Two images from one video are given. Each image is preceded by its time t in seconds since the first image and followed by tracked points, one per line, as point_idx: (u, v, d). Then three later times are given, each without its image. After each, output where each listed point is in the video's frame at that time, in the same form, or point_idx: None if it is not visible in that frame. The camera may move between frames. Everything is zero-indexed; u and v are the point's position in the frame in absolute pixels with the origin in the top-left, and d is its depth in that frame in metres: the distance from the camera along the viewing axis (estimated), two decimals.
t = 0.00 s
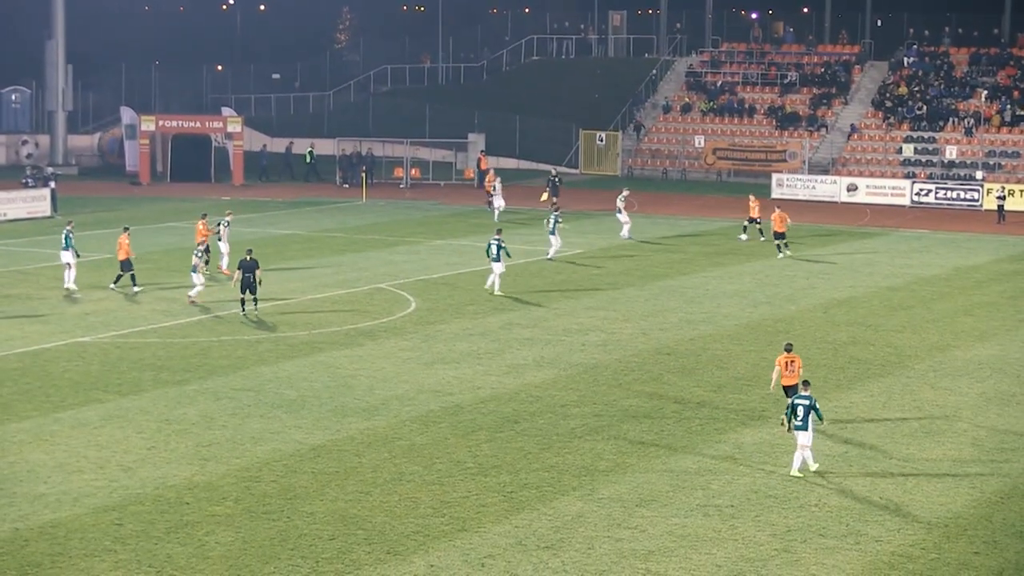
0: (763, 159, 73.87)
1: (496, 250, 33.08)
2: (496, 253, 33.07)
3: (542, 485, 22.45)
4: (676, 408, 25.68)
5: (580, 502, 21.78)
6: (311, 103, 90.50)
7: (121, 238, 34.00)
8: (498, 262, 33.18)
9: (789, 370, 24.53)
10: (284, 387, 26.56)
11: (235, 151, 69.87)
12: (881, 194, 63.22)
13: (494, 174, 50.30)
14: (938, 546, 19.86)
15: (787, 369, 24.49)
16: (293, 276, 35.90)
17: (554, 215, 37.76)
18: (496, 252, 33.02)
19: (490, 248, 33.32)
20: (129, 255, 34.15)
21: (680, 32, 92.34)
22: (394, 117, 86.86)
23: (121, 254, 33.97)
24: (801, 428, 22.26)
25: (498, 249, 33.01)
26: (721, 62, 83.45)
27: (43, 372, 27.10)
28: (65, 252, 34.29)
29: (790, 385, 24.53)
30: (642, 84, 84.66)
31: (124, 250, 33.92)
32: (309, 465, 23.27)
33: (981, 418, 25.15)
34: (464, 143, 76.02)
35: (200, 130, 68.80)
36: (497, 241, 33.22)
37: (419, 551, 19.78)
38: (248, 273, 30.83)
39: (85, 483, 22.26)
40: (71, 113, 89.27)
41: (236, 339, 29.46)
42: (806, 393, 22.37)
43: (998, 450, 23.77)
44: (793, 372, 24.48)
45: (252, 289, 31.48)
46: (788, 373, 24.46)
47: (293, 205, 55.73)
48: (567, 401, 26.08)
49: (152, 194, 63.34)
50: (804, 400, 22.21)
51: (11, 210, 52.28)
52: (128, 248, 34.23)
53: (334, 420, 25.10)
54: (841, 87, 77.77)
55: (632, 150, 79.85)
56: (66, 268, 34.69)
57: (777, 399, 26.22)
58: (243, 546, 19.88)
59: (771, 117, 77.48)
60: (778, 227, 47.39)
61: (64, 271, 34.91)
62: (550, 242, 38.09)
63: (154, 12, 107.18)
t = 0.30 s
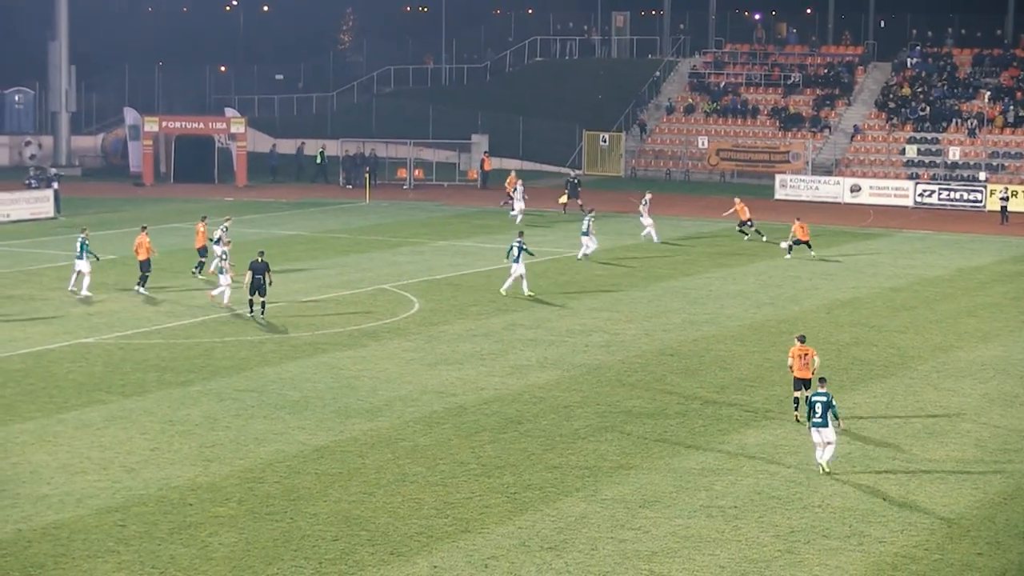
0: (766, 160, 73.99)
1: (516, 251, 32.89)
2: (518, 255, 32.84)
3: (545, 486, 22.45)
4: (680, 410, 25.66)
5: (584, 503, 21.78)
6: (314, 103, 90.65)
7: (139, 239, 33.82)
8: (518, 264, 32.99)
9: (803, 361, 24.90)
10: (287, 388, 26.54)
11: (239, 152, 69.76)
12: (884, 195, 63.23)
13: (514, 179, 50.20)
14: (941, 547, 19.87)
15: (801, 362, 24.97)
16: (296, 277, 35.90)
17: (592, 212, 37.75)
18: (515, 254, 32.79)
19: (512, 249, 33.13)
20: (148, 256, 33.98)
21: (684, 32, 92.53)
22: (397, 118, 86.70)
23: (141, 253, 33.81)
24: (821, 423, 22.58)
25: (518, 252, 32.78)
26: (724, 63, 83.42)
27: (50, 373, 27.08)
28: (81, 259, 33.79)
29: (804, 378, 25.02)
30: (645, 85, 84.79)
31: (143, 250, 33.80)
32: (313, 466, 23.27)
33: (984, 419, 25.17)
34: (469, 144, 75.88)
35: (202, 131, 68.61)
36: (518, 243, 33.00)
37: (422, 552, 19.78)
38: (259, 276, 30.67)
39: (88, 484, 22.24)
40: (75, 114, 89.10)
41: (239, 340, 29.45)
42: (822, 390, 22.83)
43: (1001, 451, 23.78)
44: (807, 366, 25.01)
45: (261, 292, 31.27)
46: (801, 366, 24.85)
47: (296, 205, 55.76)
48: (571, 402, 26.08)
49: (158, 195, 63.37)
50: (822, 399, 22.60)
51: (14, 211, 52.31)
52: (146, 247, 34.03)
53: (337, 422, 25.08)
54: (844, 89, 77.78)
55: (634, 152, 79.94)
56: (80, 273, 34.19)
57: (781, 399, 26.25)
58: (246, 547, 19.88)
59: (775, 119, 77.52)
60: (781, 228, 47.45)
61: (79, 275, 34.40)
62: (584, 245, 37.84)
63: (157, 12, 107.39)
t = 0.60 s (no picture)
0: (758, 161, 74.16)
1: (529, 251, 33.06)
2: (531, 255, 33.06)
3: (538, 487, 22.45)
4: (674, 410, 25.70)
5: (576, 504, 21.79)
6: (307, 105, 90.71)
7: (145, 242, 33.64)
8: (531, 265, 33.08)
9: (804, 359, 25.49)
10: (279, 390, 26.50)
11: (232, 152, 69.67)
12: (877, 196, 63.19)
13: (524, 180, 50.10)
14: (933, 547, 19.91)
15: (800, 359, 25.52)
16: (289, 278, 35.88)
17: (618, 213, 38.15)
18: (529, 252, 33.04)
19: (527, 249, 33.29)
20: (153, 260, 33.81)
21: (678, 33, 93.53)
22: (392, 118, 86.55)
23: (147, 257, 33.63)
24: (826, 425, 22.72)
25: (530, 252, 33.03)
26: (718, 64, 83.46)
27: (42, 375, 27.01)
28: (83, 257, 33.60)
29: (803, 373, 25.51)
30: (638, 86, 84.86)
31: (149, 254, 33.62)
32: (305, 467, 23.26)
33: (977, 419, 25.22)
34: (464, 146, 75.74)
35: (195, 132, 68.24)
36: (530, 242, 33.22)
37: (416, 553, 19.77)
38: (258, 280, 30.48)
39: (80, 486, 22.19)
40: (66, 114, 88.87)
41: (231, 342, 29.40)
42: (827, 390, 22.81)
43: (993, 451, 23.83)
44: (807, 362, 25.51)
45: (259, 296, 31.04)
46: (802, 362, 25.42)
47: (290, 207, 55.78)
48: (564, 403, 26.09)
49: (149, 197, 62.76)
50: (828, 399, 22.61)
51: (6, 212, 52.17)
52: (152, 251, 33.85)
53: (330, 423, 25.06)
54: (837, 89, 77.94)
55: (627, 153, 79.91)
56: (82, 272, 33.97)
57: (774, 400, 26.26)
58: (239, 548, 19.85)
59: (768, 120, 77.69)
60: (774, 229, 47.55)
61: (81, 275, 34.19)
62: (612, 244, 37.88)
63: (151, 13, 107.17)
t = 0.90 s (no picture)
0: (729, 162, 74.32)
1: (519, 254, 33.02)
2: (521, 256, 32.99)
3: (509, 487, 22.43)
4: (644, 410, 25.73)
5: (547, 504, 21.77)
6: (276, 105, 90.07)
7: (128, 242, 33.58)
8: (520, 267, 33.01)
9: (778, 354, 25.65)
10: (249, 390, 26.42)
11: (200, 152, 69.77)
12: (846, 196, 63.38)
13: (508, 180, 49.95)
14: (902, 545, 19.96)
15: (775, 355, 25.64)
16: (258, 279, 35.78)
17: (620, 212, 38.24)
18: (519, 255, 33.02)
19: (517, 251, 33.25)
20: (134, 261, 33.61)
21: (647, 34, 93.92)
22: (361, 118, 86.40)
23: (128, 257, 33.43)
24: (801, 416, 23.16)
25: (520, 253, 32.99)
26: (687, 64, 83.75)
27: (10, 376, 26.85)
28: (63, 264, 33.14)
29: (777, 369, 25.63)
30: (608, 87, 84.98)
31: (130, 254, 33.42)
32: (275, 468, 23.18)
33: (945, 418, 25.32)
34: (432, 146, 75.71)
35: (166, 132, 68.37)
36: (521, 244, 33.16)
37: (386, 553, 19.73)
38: (231, 281, 30.16)
39: (48, 487, 22.07)
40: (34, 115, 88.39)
41: (200, 342, 29.29)
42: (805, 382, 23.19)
43: (961, 450, 23.90)
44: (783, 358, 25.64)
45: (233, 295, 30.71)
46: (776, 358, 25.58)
47: (259, 207, 55.81)
48: (534, 402, 26.09)
49: (113, 196, 62.14)
50: (806, 392, 23.02)
51: None
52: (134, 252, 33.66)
53: (300, 424, 24.98)
54: (806, 89, 78.41)
55: (598, 154, 80.23)
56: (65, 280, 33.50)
57: (744, 399, 26.30)
58: (208, 550, 19.76)
59: (737, 120, 77.90)
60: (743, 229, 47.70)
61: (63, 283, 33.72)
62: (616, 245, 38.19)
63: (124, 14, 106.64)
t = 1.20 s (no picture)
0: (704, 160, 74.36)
1: (516, 254, 32.96)
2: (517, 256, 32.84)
3: (485, 487, 22.46)
4: (620, 409, 25.76)
5: (523, 504, 21.82)
6: (253, 105, 89.51)
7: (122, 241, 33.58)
8: (516, 266, 32.97)
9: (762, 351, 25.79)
10: (226, 390, 26.43)
11: (175, 151, 69.54)
12: (822, 195, 63.41)
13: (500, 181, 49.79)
14: (878, 544, 20.02)
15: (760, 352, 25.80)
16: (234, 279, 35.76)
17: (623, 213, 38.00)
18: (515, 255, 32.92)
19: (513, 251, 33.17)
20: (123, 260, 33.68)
21: (623, 33, 94.21)
22: (338, 117, 86.28)
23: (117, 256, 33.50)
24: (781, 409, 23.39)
25: (517, 253, 32.87)
26: (662, 64, 83.88)
27: None
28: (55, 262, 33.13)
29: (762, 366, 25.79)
30: (585, 84, 85.22)
31: (120, 253, 33.51)
32: (252, 468, 23.21)
33: (921, 417, 25.39)
34: (408, 144, 75.59)
35: (141, 131, 68.14)
36: (519, 245, 33.04)
37: (363, 553, 19.76)
38: (218, 282, 30.08)
39: (24, 487, 22.08)
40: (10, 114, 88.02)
41: (177, 342, 29.30)
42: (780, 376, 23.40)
43: (936, 449, 23.96)
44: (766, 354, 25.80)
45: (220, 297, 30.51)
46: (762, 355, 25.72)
47: (236, 207, 55.63)
48: (511, 402, 26.12)
49: (83, 197, 61.83)
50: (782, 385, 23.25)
51: None
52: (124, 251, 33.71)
53: (277, 424, 25.01)
54: (782, 89, 78.28)
55: (573, 154, 80.53)
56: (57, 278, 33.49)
57: (720, 399, 26.33)
58: (185, 549, 19.80)
59: (712, 119, 77.84)
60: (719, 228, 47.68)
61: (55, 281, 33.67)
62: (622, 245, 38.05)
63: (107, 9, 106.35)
